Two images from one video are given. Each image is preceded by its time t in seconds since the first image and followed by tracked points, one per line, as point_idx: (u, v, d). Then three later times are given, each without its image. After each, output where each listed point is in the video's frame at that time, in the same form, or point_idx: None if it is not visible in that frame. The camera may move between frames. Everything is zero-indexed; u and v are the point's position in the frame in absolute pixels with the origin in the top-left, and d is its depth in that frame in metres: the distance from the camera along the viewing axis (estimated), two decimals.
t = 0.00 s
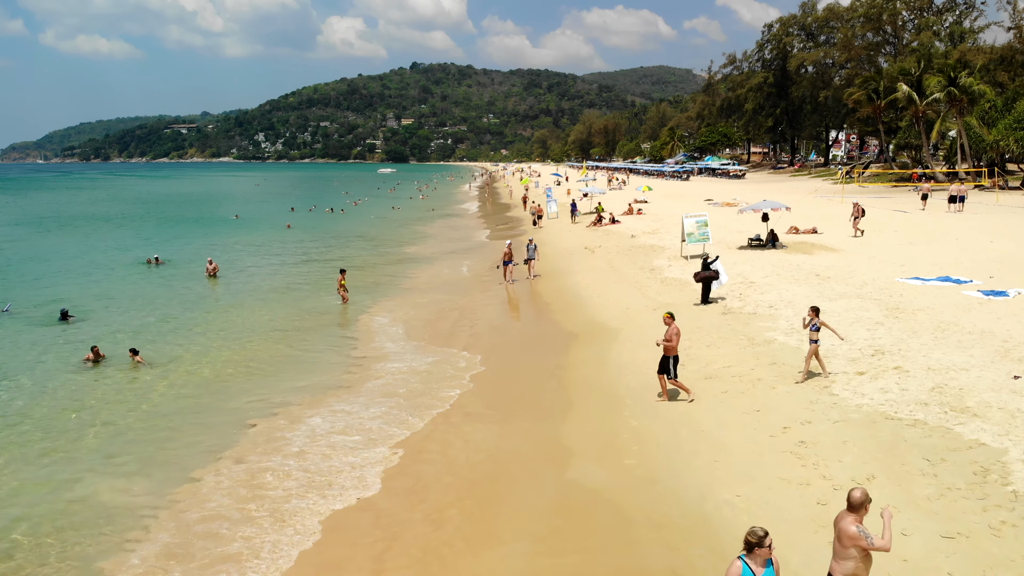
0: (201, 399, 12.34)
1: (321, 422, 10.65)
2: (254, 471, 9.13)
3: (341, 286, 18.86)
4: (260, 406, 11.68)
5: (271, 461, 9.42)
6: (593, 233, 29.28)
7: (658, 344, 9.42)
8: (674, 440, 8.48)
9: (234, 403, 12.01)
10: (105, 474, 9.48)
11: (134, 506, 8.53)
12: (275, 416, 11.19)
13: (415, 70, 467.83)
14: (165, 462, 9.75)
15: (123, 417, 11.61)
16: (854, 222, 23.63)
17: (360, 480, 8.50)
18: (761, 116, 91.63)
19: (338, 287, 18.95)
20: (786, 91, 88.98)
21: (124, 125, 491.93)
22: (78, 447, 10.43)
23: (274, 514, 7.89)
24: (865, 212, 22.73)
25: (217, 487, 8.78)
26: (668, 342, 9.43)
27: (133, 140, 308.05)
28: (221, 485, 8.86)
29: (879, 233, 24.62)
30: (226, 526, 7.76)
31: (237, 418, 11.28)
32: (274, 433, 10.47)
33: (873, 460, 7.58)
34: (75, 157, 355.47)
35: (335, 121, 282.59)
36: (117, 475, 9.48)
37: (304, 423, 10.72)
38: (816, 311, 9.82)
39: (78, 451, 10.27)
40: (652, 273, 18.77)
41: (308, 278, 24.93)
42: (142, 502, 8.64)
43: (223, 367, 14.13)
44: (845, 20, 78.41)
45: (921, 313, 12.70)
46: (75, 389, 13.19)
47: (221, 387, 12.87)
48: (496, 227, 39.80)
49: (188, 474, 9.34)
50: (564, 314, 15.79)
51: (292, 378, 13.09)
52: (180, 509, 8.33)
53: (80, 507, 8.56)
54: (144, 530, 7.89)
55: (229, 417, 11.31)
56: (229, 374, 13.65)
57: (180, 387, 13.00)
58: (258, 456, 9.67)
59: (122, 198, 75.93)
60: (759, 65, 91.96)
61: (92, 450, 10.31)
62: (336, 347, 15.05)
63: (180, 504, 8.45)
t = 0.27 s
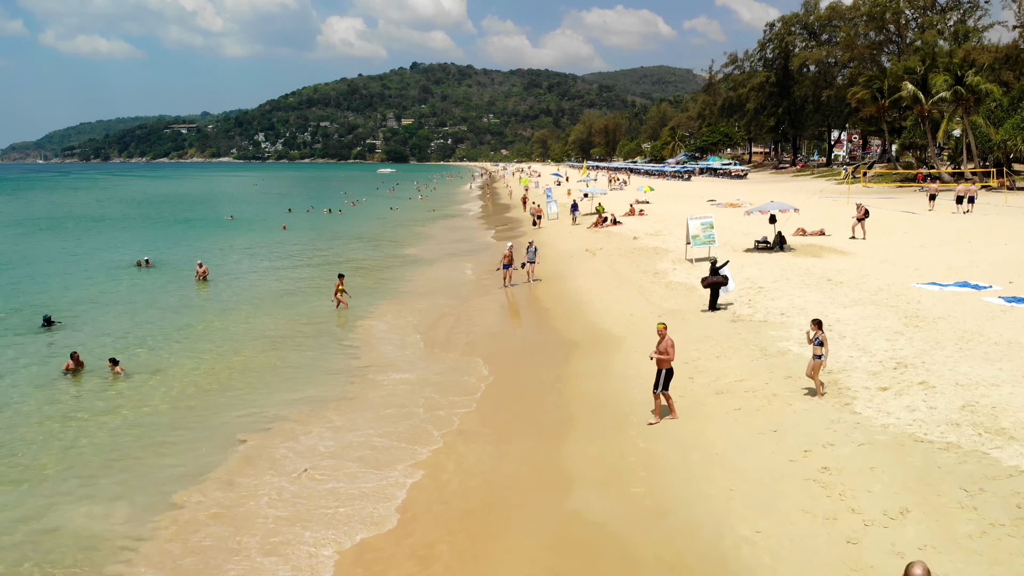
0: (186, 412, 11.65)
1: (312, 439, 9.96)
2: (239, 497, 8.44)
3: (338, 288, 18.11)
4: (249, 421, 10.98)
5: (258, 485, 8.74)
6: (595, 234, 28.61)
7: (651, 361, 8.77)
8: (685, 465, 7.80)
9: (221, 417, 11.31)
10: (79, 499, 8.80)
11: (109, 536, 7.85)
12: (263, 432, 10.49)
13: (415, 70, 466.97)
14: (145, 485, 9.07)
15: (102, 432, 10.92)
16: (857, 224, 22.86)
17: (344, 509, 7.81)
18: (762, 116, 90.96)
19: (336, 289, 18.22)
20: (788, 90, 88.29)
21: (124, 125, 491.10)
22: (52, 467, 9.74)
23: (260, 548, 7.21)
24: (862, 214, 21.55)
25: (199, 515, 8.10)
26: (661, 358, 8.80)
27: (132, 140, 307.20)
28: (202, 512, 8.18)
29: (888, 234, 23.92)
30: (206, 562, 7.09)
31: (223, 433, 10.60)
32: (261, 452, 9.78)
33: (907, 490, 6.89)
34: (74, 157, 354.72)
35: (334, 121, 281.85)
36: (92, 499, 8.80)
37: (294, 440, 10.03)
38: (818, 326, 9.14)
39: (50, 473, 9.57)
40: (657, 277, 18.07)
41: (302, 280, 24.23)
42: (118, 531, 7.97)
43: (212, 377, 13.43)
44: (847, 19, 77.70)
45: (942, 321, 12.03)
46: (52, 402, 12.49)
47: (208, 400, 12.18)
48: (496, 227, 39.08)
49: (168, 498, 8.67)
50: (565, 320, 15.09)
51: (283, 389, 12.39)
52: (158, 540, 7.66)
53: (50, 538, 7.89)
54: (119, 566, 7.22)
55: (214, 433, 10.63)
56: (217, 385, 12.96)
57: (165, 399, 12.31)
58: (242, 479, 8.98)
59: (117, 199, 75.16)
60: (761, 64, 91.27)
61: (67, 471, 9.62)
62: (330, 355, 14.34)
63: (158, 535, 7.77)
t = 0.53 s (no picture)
0: (173, 426, 10.94)
1: (303, 460, 9.25)
2: (223, 528, 7.74)
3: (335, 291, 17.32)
4: (236, 438, 10.26)
5: (244, 512, 8.05)
6: (596, 236, 27.93)
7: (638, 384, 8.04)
8: (697, 495, 7.12)
9: (207, 433, 10.60)
10: (52, 526, 8.11)
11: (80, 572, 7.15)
12: (251, 450, 9.78)
13: (415, 70, 466.18)
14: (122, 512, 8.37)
15: (81, 449, 10.23)
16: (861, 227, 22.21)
17: (327, 543, 7.12)
18: (764, 115, 90.27)
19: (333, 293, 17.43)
20: (790, 90, 87.60)
21: (124, 125, 490.33)
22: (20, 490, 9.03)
23: None
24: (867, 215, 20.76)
25: (180, 548, 7.41)
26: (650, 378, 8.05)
27: (132, 141, 306.48)
28: (184, 546, 7.47)
29: (898, 237, 23.20)
30: None
31: (209, 452, 9.89)
32: (250, 473, 9.08)
33: (947, 526, 6.20)
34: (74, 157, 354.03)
35: (334, 121, 281.13)
36: (66, 527, 8.10)
37: (284, 461, 9.32)
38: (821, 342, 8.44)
39: (20, 497, 8.87)
40: (662, 281, 17.37)
41: (297, 284, 23.55)
42: (93, 566, 7.28)
43: (201, 387, 12.73)
44: (850, 18, 76.95)
45: (966, 331, 11.34)
46: (27, 416, 11.79)
47: (196, 412, 11.48)
48: (494, 228, 38.38)
49: (148, 526, 7.99)
50: (566, 328, 14.38)
51: (274, 401, 11.67)
52: None
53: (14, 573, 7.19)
54: None
55: (200, 452, 9.93)
56: (207, 395, 12.25)
57: (149, 413, 11.61)
58: (230, 504, 8.31)
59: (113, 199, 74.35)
60: (763, 64, 90.55)
61: (38, 496, 8.90)
62: (323, 364, 13.64)
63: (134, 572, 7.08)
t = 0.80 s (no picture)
0: (155, 443, 10.26)
1: (294, 484, 8.56)
2: (206, 564, 7.05)
3: (331, 296, 16.61)
4: (223, 459, 9.55)
5: (229, 545, 7.35)
6: (598, 238, 27.25)
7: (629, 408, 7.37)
8: (713, 533, 6.43)
9: (192, 452, 9.90)
10: (20, 560, 7.43)
11: None
12: (240, 472, 9.08)
13: (415, 70, 465.45)
14: (97, 543, 7.67)
15: (56, 469, 9.53)
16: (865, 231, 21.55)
17: None
18: (766, 115, 89.62)
19: (328, 298, 16.71)
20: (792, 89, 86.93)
21: (123, 125, 489.60)
22: None
23: None
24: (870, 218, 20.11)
25: None
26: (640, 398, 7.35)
27: (131, 141, 305.79)
28: None
29: (909, 239, 22.50)
30: None
31: (192, 474, 9.21)
32: (237, 499, 8.39)
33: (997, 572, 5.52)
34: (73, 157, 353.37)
35: (334, 122, 280.45)
36: (35, 561, 7.41)
37: (273, 484, 8.62)
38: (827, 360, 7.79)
39: None
40: (666, 285, 16.69)
41: (291, 288, 22.88)
42: None
43: (187, 400, 12.05)
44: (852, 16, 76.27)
45: (992, 342, 10.66)
46: None
47: (180, 428, 10.80)
48: (493, 229, 37.71)
49: (124, 561, 7.30)
50: (567, 336, 13.68)
51: (265, 416, 10.97)
52: None
53: None
54: None
55: (183, 473, 9.25)
56: (193, 409, 11.56)
57: (130, 428, 10.93)
58: (212, 534, 7.64)
59: (109, 200, 73.67)
60: (765, 63, 89.88)
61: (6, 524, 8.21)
62: (316, 375, 12.96)
63: None
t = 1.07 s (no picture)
0: (134, 462, 9.57)
1: (282, 513, 7.84)
2: None
3: (327, 299, 15.83)
4: (206, 484, 8.82)
5: None
6: (599, 240, 26.58)
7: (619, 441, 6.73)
8: None
9: (174, 475, 9.17)
10: None
11: None
12: (224, 499, 8.38)
13: (415, 70, 465.34)
14: None
15: (24, 494, 8.82)
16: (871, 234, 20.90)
17: None
18: (768, 115, 89.01)
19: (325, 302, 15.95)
20: (794, 89, 86.33)
21: (123, 125, 489.37)
22: None
23: None
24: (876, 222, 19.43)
25: None
26: (626, 427, 6.72)
27: (132, 141, 305.56)
28: None
29: (919, 241, 21.83)
30: None
31: (173, 499, 8.52)
32: (221, 529, 7.68)
33: None
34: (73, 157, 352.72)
35: (334, 122, 279.85)
36: None
37: (259, 514, 7.91)
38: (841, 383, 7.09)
39: None
40: (671, 291, 16.01)
41: (284, 290, 22.19)
42: None
43: (171, 412, 11.36)
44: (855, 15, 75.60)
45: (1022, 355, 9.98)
46: None
47: (162, 445, 10.11)
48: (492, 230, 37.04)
49: None
50: (568, 345, 13.00)
51: (252, 433, 10.25)
52: None
53: None
54: None
55: (163, 498, 8.57)
56: (178, 424, 10.87)
57: (109, 445, 10.24)
58: (190, 572, 6.94)
59: (104, 200, 72.95)
60: (766, 62, 89.26)
61: None
62: (307, 386, 12.27)
63: None
